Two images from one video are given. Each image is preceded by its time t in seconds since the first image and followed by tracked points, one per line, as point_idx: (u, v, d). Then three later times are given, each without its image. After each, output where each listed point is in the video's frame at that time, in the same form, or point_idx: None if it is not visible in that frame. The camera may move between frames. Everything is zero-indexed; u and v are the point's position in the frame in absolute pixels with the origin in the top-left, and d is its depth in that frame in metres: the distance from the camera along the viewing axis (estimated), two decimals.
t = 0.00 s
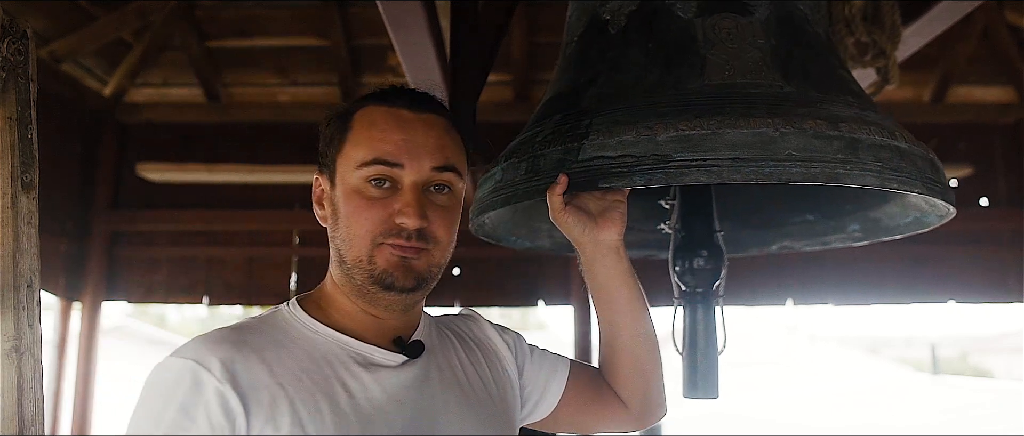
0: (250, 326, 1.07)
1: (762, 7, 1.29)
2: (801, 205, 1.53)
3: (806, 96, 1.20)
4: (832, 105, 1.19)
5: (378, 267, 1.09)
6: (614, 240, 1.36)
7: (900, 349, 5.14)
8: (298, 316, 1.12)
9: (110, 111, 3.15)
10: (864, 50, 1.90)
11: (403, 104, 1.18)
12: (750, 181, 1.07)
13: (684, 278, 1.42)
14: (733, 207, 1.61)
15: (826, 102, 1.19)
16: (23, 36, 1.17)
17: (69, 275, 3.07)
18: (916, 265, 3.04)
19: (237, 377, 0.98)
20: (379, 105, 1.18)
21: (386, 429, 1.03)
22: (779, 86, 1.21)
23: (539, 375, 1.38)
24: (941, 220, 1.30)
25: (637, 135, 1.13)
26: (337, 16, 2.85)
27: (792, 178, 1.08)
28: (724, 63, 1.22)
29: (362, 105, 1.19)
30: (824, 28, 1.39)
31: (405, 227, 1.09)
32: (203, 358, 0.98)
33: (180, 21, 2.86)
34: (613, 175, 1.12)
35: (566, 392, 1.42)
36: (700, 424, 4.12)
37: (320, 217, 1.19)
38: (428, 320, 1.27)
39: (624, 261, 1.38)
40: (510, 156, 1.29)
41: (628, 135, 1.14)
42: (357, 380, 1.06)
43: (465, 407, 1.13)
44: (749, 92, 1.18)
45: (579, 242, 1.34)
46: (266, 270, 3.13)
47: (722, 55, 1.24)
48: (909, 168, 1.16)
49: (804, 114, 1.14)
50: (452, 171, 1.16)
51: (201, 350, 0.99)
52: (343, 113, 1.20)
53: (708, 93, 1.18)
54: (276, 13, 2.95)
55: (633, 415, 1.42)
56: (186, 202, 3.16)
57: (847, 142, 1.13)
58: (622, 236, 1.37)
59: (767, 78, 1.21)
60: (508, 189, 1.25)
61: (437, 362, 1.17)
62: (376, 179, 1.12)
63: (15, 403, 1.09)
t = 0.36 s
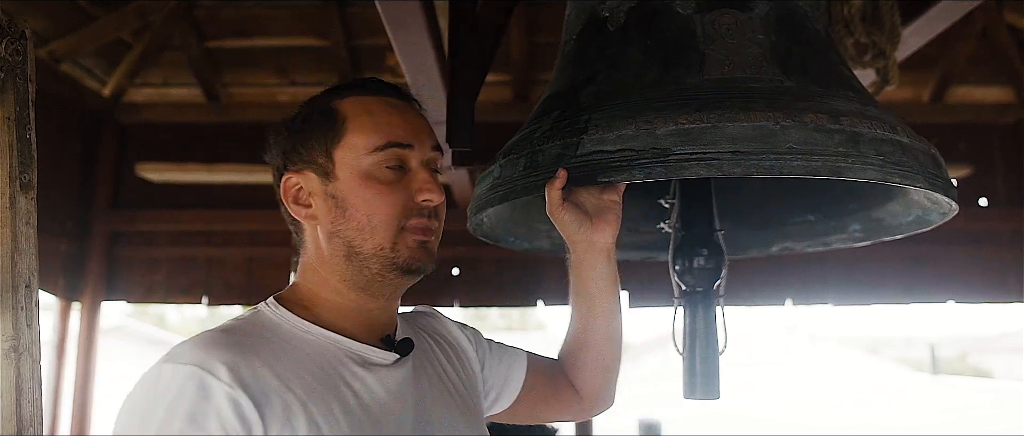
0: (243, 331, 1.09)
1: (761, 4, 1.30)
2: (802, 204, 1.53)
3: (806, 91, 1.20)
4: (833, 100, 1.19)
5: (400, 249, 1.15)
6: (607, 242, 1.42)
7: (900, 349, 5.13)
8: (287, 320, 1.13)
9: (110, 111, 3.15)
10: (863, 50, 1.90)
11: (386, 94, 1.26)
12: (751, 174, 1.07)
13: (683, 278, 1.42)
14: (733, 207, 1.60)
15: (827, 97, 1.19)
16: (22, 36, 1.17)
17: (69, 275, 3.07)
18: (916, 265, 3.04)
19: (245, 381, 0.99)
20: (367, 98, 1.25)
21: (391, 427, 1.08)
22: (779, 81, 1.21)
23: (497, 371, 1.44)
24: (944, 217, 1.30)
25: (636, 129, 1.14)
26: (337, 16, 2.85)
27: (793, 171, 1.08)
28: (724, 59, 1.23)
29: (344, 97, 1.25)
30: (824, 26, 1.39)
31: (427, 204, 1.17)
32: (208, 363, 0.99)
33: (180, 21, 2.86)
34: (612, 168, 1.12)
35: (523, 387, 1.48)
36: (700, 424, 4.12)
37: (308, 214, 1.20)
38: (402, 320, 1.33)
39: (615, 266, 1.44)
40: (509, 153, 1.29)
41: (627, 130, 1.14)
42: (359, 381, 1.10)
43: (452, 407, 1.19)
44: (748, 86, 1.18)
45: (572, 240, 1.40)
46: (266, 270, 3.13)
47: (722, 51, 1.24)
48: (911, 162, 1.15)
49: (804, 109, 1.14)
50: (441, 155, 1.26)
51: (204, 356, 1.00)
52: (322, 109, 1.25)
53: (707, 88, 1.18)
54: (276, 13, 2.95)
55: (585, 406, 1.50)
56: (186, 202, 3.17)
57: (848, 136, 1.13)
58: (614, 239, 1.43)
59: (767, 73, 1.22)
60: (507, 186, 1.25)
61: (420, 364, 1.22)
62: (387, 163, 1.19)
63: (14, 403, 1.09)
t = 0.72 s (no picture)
0: (227, 322, 1.00)
1: None
2: (806, 203, 1.54)
3: (811, 82, 1.19)
4: (838, 91, 1.19)
5: (390, 221, 1.13)
6: (589, 247, 1.40)
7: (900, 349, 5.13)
8: (266, 310, 1.05)
9: (110, 111, 3.15)
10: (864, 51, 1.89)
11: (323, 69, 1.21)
12: (757, 162, 1.06)
13: (687, 277, 1.42)
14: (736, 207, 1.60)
15: (832, 87, 1.19)
16: (23, 36, 1.17)
17: (69, 275, 3.07)
18: (916, 265, 3.04)
19: (259, 371, 0.92)
20: (310, 75, 1.17)
21: (399, 412, 1.03)
22: (784, 71, 1.21)
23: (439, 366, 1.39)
24: (951, 212, 1.30)
25: (639, 119, 1.14)
26: (337, 17, 2.84)
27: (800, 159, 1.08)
28: (728, 50, 1.23)
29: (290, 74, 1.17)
30: (826, 21, 1.39)
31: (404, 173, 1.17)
32: (216, 356, 0.90)
33: (180, 21, 2.84)
34: (616, 158, 1.12)
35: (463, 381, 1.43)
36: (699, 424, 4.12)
37: (282, 198, 1.09)
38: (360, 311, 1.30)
39: (587, 269, 1.42)
40: (510, 147, 1.29)
41: (631, 119, 1.14)
42: (357, 367, 1.05)
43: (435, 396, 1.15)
44: (752, 77, 1.18)
45: (559, 235, 1.38)
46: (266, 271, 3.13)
47: (726, 42, 1.24)
48: (919, 152, 1.15)
49: (810, 99, 1.15)
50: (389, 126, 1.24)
51: (210, 349, 0.91)
52: (271, 86, 1.14)
53: (711, 78, 1.18)
54: (276, 13, 2.92)
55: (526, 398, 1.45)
56: (186, 202, 3.17)
57: (855, 125, 1.13)
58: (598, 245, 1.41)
59: (771, 64, 1.22)
60: (508, 180, 1.25)
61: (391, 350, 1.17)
62: (362, 136, 1.15)
63: (14, 403, 1.09)
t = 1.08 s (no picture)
0: (193, 319, 0.93)
1: None
2: (806, 204, 1.54)
3: (811, 83, 1.19)
4: (838, 92, 1.19)
5: (367, 205, 1.10)
6: (580, 250, 1.35)
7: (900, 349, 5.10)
8: (235, 305, 0.98)
9: (110, 110, 3.14)
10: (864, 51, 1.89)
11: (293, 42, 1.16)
12: (757, 163, 1.06)
13: (687, 277, 1.42)
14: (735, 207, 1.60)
15: (832, 88, 1.19)
16: (22, 35, 1.17)
17: (69, 275, 3.07)
18: (916, 265, 3.04)
19: (237, 376, 0.85)
20: (286, 47, 1.12)
21: (380, 414, 0.98)
22: (783, 72, 1.21)
23: (409, 365, 1.33)
24: (950, 213, 1.30)
25: (639, 119, 1.14)
26: (337, 16, 2.83)
27: (800, 160, 1.08)
28: (728, 50, 1.23)
29: (262, 44, 1.11)
30: (826, 20, 1.39)
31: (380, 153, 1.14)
32: (189, 359, 0.84)
33: (180, 21, 2.83)
34: (616, 159, 1.11)
35: (433, 382, 1.37)
36: (700, 424, 4.12)
37: (256, 175, 1.02)
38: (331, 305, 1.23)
39: (574, 272, 1.37)
40: (510, 147, 1.29)
41: (631, 120, 1.14)
42: (334, 366, 0.98)
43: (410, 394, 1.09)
44: (752, 77, 1.18)
45: (545, 236, 1.33)
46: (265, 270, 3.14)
47: (726, 43, 1.24)
48: (919, 153, 1.15)
49: (810, 99, 1.15)
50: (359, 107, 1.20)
51: (182, 352, 0.85)
52: (244, 55, 1.07)
53: (711, 79, 1.18)
54: (276, 13, 2.86)
55: (496, 410, 1.38)
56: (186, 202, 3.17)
57: (855, 126, 1.13)
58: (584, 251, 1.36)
59: (771, 64, 1.22)
60: (507, 180, 1.25)
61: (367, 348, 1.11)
62: (341, 113, 1.11)
63: (14, 402, 1.09)
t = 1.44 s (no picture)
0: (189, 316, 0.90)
1: (762, 3, 1.29)
2: (803, 204, 1.53)
3: (807, 91, 1.20)
4: (834, 101, 1.19)
5: (374, 197, 1.05)
6: (586, 256, 1.36)
7: (899, 349, 5.09)
8: (232, 300, 0.95)
9: (109, 110, 3.15)
10: (863, 50, 1.89)
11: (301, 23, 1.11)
12: (752, 175, 1.07)
13: (684, 277, 1.42)
14: (733, 206, 1.60)
15: (828, 97, 1.19)
16: (21, 34, 1.17)
17: (69, 274, 3.07)
18: (916, 265, 3.04)
19: (228, 381, 0.83)
20: (294, 29, 1.07)
21: (378, 423, 0.95)
22: (780, 80, 1.21)
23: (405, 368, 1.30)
24: (944, 217, 1.30)
25: (637, 129, 1.13)
26: (337, 16, 2.83)
27: (796, 172, 1.08)
28: (725, 58, 1.23)
29: (269, 26, 1.06)
30: (824, 25, 1.38)
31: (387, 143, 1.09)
32: (179, 361, 0.82)
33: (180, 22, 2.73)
34: (614, 169, 1.11)
35: (429, 385, 1.33)
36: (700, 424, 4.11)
37: (262, 164, 0.98)
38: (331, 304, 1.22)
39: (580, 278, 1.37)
40: (510, 153, 1.28)
41: (629, 129, 1.14)
42: (334, 369, 0.95)
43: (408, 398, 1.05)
44: (749, 86, 1.18)
45: (554, 240, 1.34)
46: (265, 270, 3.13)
47: (723, 51, 1.24)
48: (912, 163, 1.15)
49: (806, 109, 1.14)
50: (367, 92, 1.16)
51: (172, 353, 0.82)
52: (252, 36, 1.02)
53: (709, 88, 1.18)
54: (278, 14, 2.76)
55: (496, 414, 1.33)
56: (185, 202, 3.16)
57: (849, 136, 1.13)
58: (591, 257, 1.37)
59: (768, 73, 1.22)
60: (507, 186, 1.24)
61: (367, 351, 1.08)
62: (350, 100, 1.07)
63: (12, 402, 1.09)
